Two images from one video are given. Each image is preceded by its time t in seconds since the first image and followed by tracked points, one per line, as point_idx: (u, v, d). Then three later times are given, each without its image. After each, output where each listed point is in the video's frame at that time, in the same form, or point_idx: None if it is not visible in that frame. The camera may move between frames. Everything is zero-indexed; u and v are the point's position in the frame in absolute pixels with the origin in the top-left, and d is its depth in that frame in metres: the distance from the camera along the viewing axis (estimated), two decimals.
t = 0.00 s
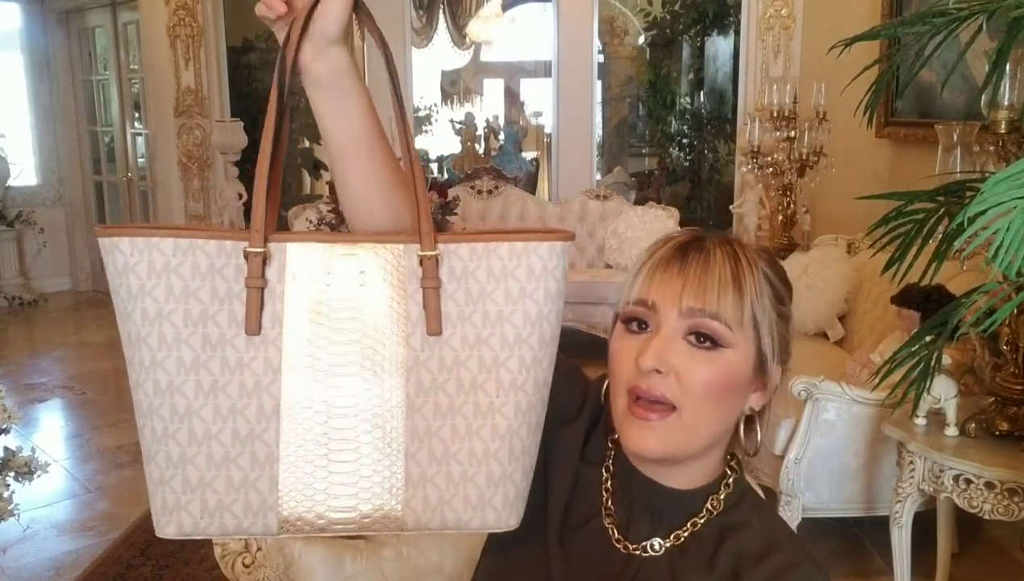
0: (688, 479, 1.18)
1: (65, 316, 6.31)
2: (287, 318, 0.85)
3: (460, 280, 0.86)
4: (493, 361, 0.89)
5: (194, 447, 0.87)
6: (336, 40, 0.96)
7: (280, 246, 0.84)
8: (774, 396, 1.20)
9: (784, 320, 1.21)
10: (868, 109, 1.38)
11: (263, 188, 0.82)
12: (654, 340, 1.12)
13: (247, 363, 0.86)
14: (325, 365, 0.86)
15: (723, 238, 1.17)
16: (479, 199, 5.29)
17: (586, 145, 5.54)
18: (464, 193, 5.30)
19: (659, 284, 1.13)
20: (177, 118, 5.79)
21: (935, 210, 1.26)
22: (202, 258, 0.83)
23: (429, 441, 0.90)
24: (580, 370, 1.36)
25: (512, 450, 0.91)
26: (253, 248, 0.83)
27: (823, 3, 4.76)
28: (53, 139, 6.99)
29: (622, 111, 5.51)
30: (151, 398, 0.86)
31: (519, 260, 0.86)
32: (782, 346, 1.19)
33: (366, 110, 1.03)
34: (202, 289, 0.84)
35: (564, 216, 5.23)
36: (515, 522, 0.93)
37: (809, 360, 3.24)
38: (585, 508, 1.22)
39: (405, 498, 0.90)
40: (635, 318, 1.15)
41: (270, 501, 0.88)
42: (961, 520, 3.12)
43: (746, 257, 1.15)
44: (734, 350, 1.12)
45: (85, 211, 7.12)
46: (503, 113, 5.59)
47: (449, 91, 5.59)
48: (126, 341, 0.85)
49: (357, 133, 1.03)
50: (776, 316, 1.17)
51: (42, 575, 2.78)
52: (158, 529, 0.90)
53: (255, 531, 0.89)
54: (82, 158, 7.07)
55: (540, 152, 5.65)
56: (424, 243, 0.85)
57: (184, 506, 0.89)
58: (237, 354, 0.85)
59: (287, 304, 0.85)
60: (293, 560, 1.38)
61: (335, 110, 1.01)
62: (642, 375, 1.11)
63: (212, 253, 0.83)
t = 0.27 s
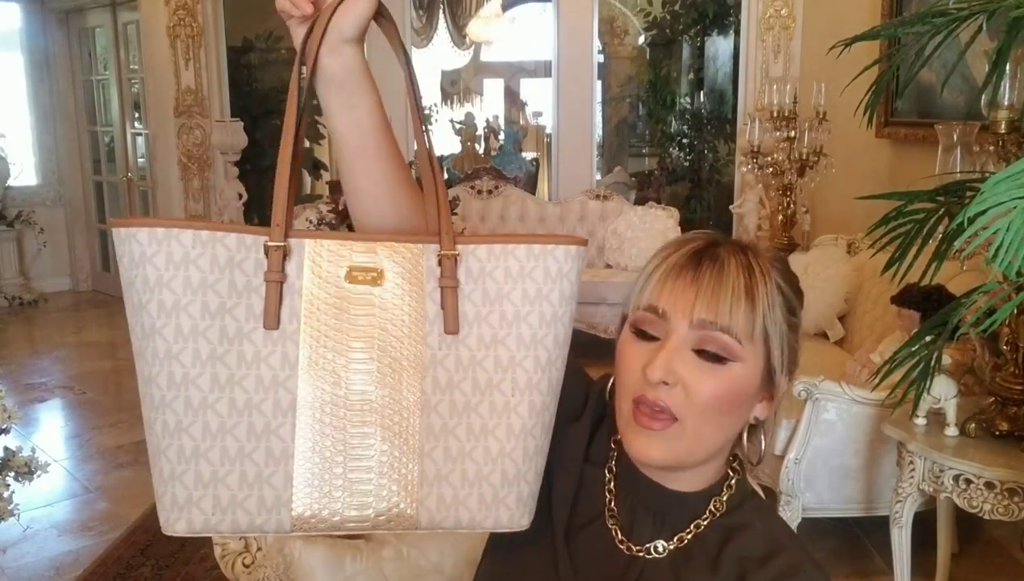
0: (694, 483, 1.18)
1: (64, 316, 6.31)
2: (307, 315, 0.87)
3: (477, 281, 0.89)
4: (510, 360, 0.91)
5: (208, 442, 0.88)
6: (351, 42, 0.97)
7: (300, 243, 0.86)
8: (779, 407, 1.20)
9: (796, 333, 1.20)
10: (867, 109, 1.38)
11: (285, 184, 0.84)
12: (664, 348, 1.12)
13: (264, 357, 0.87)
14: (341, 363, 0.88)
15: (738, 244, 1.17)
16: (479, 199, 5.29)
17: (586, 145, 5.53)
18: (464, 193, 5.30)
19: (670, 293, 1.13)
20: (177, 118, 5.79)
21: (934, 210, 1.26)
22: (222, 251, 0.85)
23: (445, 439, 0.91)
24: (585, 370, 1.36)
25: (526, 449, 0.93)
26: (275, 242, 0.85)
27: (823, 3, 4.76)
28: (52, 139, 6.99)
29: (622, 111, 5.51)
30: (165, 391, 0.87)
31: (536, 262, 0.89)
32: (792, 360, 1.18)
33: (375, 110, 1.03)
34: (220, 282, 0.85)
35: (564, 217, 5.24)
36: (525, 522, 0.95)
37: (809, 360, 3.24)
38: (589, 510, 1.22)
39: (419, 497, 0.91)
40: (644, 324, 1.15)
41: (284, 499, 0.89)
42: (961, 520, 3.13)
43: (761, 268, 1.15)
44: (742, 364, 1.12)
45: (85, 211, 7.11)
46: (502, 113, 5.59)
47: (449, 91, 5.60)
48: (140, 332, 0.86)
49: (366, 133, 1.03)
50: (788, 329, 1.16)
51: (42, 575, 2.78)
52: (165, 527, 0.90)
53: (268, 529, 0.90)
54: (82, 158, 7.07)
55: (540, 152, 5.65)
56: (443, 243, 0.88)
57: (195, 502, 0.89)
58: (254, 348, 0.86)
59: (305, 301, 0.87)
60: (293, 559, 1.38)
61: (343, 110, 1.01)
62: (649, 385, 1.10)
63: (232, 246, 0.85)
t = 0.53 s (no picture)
0: (695, 485, 1.17)
1: (64, 316, 6.31)
2: (308, 310, 0.87)
3: (477, 277, 0.89)
4: (509, 356, 0.91)
5: (209, 436, 0.87)
6: (355, 42, 0.97)
7: (304, 239, 0.86)
8: (788, 416, 1.20)
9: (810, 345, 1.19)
10: (867, 109, 1.38)
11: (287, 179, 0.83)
12: (680, 353, 1.12)
13: (264, 352, 0.86)
14: (342, 359, 0.88)
15: (761, 254, 1.17)
16: (479, 199, 5.28)
17: (586, 145, 5.53)
18: (464, 193, 5.30)
19: (691, 298, 1.13)
20: (177, 118, 5.79)
21: (935, 210, 1.26)
22: (224, 246, 0.84)
23: (445, 434, 0.91)
24: (585, 369, 1.36)
25: (526, 445, 0.93)
26: (278, 237, 0.84)
27: (824, 3, 4.76)
28: (53, 139, 6.99)
29: (623, 111, 5.51)
30: (166, 384, 0.86)
31: (535, 260, 0.89)
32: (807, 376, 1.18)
33: (381, 112, 1.03)
34: (222, 277, 0.84)
35: (564, 216, 5.24)
36: (525, 518, 0.95)
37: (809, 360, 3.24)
38: (588, 510, 1.22)
39: (420, 493, 0.91)
40: (661, 325, 1.15)
41: (284, 494, 0.89)
42: (961, 519, 3.13)
43: (784, 279, 1.15)
44: (759, 375, 1.12)
45: (85, 211, 7.11)
46: (502, 113, 5.60)
47: (449, 91, 5.59)
48: (142, 327, 0.85)
49: (372, 134, 1.03)
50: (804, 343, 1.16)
51: (42, 575, 2.78)
52: (165, 522, 0.90)
53: (267, 524, 0.90)
54: (82, 158, 7.07)
55: (541, 152, 5.65)
56: (444, 240, 0.88)
57: (195, 496, 0.88)
58: (254, 344, 0.86)
59: (307, 296, 0.86)
60: (293, 560, 1.36)
61: (344, 106, 1.01)
62: (663, 389, 1.10)
63: (234, 241, 0.84)
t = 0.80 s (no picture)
0: (697, 485, 1.17)
1: (64, 316, 6.31)
2: (316, 327, 0.86)
3: (484, 293, 0.90)
4: (517, 372, 0.92)
5: (218, 458, 0.87)
6: (363, 58, 0.98)
7: (310, 253, 0.86)
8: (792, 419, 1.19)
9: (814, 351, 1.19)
10: (867, 109, 1.38)
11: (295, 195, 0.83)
12: (686, 358, 1.12)
13: (273, 371, 0.86)
14: (351, 378, 0.88)
15: (770, 258, 1.16)
16: (479, 198, 5.28)
17: (586, 145, 5.53)
18: (464, 193, 5.30)
19: (700, 302, 1.13)
20: (177, 118, 5.78)
21: (935, 210, 1.26)
22: (230, 262, 0.83)
23: (453, 451, 0.92)
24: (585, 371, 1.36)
25: (533, 460, 0.94)
26: (286, 252, 0.84)
27: (823, 3, 4.76)
28: (53, 139, 6.99)
29: (623, 110, 5.51)
30: (172, 404, 0.85)
31: (542, 275, 0.91)
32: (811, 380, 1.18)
33: (386, 121, 1.03)
34: (229, 293, 0.84)
35: (564, 216, 5.24)
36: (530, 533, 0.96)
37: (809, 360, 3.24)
38: (589, 512, 1.21)
39: (431, 510, 0.92)
40: (666, 328, 1.15)
41: (294, 515, 0.89)
42: (961, 520, 3.12)
43: (791, 284, 1.14)
44: (764, 381, 1.11)
45: (85, 211, 7.11)
46: (503, 113, 5.59)
47: (449, 91, 5.59)
48: (147, 345, 0.84)
49: (376, 145, 1.04)
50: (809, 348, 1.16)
51: (42, 575, 2.78)
52: (173, 545, 0.89)
53: (278, 545, 0.90)
54: (82, 158, 7.07)
55: (540, 152, 5.65)
56: (451, 255, 0.89)
57: (203, 520, 0.88)
58: (262, 362, 0.86)
59: (314, 312, 0.86)
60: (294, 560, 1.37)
61: (349, 118, 1.01)
62: (669, 394, 1.11)
63: (240, 256, 0.84)
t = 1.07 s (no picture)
0: (698, 484, 1.17)
1: (64, 316, 6.31)
2: (325, 345, 0.86)
3: (485, 297, 0.92)
4: (525, 373, 0.94)
5: (240, 488, 0.86)
6: (348, 67, 0.98)
7: (312, 271, 0.85)
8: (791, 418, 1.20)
9: (813, 347, 1.20)
10: (867, 109, 1.38)
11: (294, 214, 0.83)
12: (686, 359, 1.11)
13: (287, 393, 0.85)
14: (368, 395, 0.87)
15: (768, 258, 1.16)
16: (478, 198, 5.28)
17: (586, 145, 5.54)
18: (464, 193, 5.30)
19: (698, 303, 1.13)
20: (177, 118, 5.78)
21: (935, 210, 1.26)
22: (234, 284, 0.83)
23: (471, 458, 0.93)
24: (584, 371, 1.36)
25: (548, 458, 0.96)
26: (289, 271, 0.83)
27: (824, 2, 4.76)
28: (53, 139, 6.99)
29: (623, 111, 5.51)
30: (185, 437, 0.84)
31: (540, 275, 0.93)
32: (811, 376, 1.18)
33: (373, 129, 1.03)
34: (235, 316, 0.83)
35: (564, 216, 5.24)
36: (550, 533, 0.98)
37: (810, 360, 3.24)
38: (589, 511, 1.21)
39: (459, 515, 0.93)
40: (666, 330, 1.15)
41: (323, 538, 0.88)
42: (961, 520, 3.12)
43: (790, 284, 1.14)
44: (763, 381, 1.12)
45: (85, 211, 7.11)
46: (503, 113, 5.59)
47: (449, 91, 5.59)
48: (152, 378, 0.82)
49: (364, 153, 1.03)
50: (808, 346, 1.16)
51: (42, 575, 2.78)
52: None
53: (308, 572, 0.89)
54: (82, 158, 7.07)
55: (540, 153, 5.65)
56: (451, 262, 0.90)
57: (230, 553, 0.86)
58: (276, 385, 0.85)
59: (322, 329, 0.86)
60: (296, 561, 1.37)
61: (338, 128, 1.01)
62: (668, 395, 1.11)
63: (243, 277, 0.83)
